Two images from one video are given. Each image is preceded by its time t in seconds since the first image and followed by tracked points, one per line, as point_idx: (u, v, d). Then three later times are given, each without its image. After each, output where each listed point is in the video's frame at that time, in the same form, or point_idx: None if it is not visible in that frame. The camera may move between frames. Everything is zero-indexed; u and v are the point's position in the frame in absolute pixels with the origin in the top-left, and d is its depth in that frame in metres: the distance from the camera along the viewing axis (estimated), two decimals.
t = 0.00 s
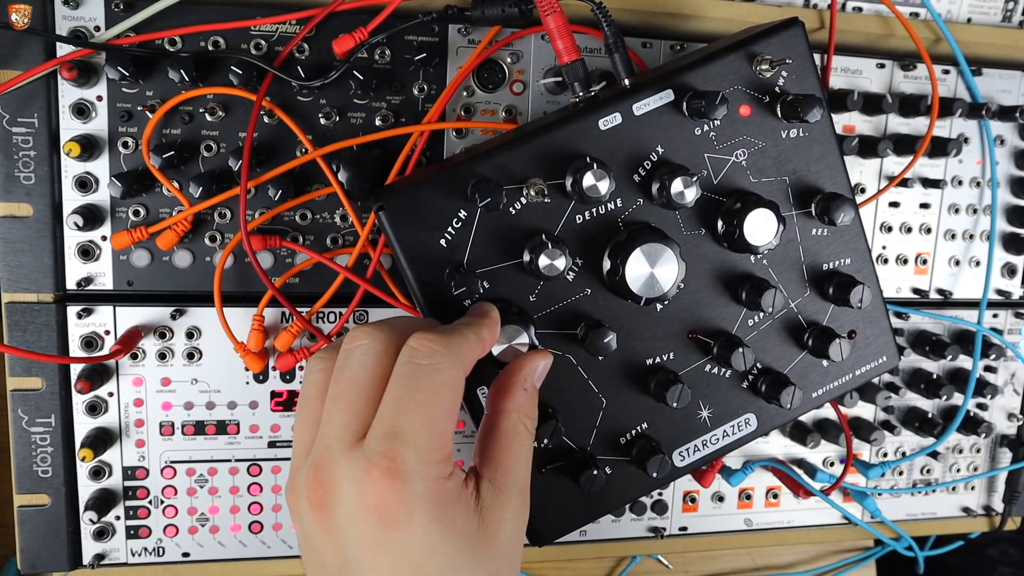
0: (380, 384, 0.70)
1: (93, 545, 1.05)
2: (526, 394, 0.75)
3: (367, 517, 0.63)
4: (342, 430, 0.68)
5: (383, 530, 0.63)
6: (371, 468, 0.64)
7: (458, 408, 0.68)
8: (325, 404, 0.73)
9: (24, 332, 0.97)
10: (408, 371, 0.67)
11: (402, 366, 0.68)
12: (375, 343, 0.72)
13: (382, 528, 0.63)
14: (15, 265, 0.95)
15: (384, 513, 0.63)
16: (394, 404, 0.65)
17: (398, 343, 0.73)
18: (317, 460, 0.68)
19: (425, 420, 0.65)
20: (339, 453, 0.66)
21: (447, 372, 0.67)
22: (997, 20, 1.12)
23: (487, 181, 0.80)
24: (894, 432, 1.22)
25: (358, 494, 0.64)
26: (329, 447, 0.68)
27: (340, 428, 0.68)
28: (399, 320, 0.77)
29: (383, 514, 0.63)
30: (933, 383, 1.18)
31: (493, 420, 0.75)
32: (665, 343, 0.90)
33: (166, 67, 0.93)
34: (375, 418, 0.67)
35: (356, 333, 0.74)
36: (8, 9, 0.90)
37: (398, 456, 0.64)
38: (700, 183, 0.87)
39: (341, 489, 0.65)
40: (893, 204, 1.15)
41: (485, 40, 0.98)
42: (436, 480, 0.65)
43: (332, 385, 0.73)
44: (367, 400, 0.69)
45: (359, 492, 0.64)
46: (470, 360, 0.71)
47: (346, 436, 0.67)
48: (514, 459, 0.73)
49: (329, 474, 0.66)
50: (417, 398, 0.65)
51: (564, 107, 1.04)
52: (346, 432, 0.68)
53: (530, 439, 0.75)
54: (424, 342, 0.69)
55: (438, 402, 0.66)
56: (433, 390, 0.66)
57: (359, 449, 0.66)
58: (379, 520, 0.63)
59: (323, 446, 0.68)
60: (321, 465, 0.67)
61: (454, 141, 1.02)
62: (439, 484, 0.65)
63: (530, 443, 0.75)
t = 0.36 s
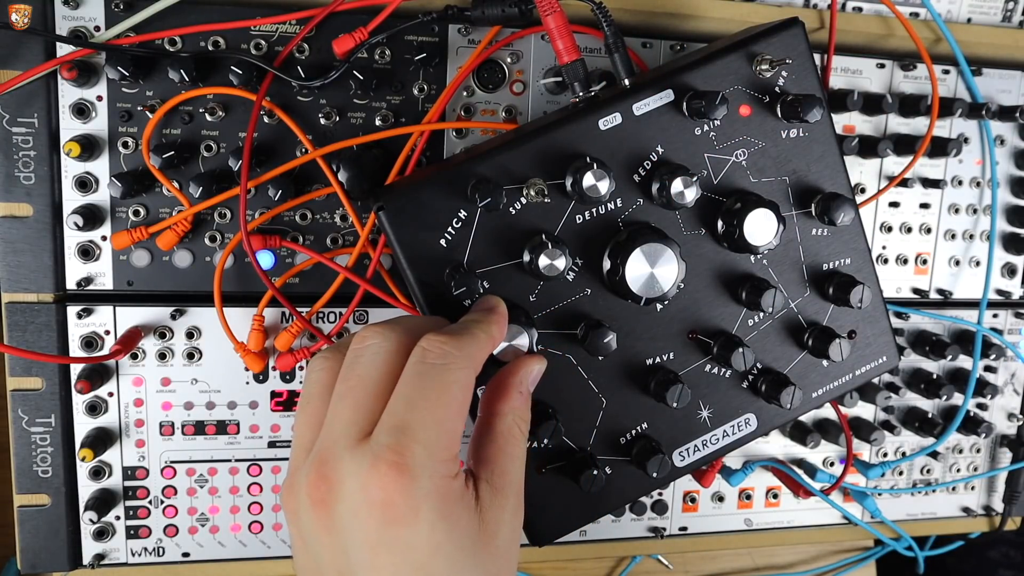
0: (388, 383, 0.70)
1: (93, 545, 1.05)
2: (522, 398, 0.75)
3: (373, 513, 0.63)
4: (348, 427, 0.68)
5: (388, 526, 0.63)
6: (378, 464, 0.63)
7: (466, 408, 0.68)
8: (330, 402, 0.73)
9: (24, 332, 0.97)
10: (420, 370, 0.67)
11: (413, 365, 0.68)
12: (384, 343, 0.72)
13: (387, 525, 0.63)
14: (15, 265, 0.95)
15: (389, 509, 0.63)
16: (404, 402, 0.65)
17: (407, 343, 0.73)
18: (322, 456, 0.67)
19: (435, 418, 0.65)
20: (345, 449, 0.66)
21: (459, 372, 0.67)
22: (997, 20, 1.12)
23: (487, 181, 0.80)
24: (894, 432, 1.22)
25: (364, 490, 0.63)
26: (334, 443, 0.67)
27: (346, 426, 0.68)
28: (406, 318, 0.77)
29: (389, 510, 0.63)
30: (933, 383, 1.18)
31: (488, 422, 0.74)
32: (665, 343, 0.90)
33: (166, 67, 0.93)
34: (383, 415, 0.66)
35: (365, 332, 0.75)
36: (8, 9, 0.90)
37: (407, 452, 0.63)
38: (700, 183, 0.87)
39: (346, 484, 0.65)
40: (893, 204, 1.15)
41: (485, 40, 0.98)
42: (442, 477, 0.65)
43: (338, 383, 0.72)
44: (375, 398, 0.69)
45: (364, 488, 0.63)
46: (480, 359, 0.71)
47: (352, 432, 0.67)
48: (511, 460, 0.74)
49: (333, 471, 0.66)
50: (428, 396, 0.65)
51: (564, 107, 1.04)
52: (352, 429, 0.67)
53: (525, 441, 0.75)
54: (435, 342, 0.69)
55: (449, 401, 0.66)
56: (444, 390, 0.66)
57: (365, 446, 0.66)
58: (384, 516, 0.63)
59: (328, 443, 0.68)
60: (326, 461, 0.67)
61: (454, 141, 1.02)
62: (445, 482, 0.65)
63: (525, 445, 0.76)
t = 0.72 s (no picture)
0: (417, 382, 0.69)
1: (93, 545, 1.05)
2: (524, 398, 0.75)
3: (406, 506, 0.60)
4: (376, 422, 0.65)
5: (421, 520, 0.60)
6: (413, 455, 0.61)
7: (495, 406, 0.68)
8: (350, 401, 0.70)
9: (24, 332, 0.97)
10: (452, 367, 0.67)
11: (445, 362, 0.68)
12: (412, 342, 0.71)
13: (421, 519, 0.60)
14: (15, 265, 0.95)
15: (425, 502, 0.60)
16: (440, 396, 0.65)
17: (432, 344, 0.73)
18: (347, 452, 0.64)
19: (471, 412, 0.65)
20: (373, 443, 0.63)
21: (490, 371, 0.68)
22: (997, 20, 1.12)
23: (487, 181, 0.80)
24: (894, 432, 1.22)
25: (398, 482, 0.61)
26: (362, 438, 0.64)
27: (374, 421, 0.66)
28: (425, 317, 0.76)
29: (424, 503, 0.60)
30: (933, 383, 1.18)
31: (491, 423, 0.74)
32: (665, 343, 0.90)
33: (166, 67, 0.93)
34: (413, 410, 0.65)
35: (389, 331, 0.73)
36: (8, 9, 0.90)
37: (444, 443, 0.62)
38: (700, 183, 0.87)
39: (375, 478, 0.61)
40: (893, 204, 1.15)
41: (485, 40, 0.98)
42: (476, 472, 0.63)
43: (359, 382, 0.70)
44: (401, 395, 0.68)
45: (399, 480, 0.60)
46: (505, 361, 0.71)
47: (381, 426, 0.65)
48: (521, 461, 0.73)
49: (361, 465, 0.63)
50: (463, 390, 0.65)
51: (564, 107, 1.04)
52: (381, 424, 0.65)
53: (528, 442, 0.75)
54: (466, 343, 0.70)
55: (482, 397, 0.66)
56: (477, 386, 0.66)
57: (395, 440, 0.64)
58: (417, 509, 0.60)
59: (354, 438, 0.65)
60: (353, 456, 0.63)
61: (454, 141, 1.02)
62: (477, 477, 0.64)
63: (528, 446, 0.76)
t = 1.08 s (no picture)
0: (498, 372, 0.61)
1: (93, 545, 1.05)
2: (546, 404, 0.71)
3: (518, 497, 0.51)
4: (462, 411, 0.56)
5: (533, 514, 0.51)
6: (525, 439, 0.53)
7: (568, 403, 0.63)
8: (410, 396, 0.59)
9: (24, 332, 0.97)
10: (528, 360, 0.62)
11: (520, 357, 0.62)
12: (479, 334, 0.64)
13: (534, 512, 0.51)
14: (15, 265, 0.95)
15: (540, 493, 0.52)
16: (528, 383, 0.59)
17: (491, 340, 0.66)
18: (435, 444, 0.53)
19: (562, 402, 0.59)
20: (470, 431, 0.53)
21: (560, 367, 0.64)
22: (997, 20, 1.12)
23: (487, 181, 0.80)
24: (894, 432, 1.22)
25: (510, 472, 0.51)
26: (455, 427, 0.54)
27: (463, 408, 0.56)
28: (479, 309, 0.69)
29: (537, 494, 0.51)
30: (933, 383, 1.18)
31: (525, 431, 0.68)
32: (665, 343, 0.90)
33: (166, 67, 0.93)
34: (501, 400, 0.57)
35: (446, 322, 0.65)
36: (8, 9, 0.90)
37: (551, 430, 0.55)
38: (699, 183, 0.87)
39: (483, 468, 0.51)
40: (893, 204, 1.15)
41: (485, 40, 0.98)
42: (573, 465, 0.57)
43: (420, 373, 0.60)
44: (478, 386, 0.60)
45: (512, 468, 0.51)
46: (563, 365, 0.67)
47: (467, 416, 0.55)
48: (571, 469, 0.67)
49: (458, 456, 0.52)
50: (551, 380, 0.60)
51: (564, 107, 1.04)
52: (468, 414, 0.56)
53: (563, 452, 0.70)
54: (532, 343, 0.65)
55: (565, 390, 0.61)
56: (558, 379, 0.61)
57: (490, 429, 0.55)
58: (530, 501, 0.51)
59: (443, 426, 0.54)
60: (445, 447, 0.52)
61: (454, 141, 1.02)
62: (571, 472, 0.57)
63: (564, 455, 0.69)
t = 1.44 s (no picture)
0: (571, 372, 0.63)
1: (93, 545, 1.05)
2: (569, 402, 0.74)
3: (610, 495, 0.55)
4: (558, 409, 0.56)
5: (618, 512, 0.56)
6: (619, 442, 0.56)
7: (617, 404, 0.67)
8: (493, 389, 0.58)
9: (24, 332, 0.97)
10: (597, 363, 0.64)
11: (591, 358, 0.65)
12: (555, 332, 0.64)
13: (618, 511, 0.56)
14: (15, 265, 0.95)
15: (626, 493, 0.56)
16: (604, 387, 0.62)
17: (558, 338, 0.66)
18: (540, 440, 0.53)
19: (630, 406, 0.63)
20: (570, 429, 0.55)
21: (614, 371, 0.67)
22: (996, 20, 1.12)
23: (487, 181, 0.80)
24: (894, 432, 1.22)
25: (610, 470, 0.54)
26: (553, 424, 0.55)
27: (557, 405, 0.56)
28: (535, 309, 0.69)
29: (622, 493, 0.56)
30: (933, 383, 1.18)
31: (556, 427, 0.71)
32: (665, 343, 0.90)
33: (166, 67, 0.93)
34: (584, 401, 0.60)
35: (517, 320, 0.65)
36: (8, 9, 0.90)
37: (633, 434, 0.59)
38: (699, 183, 0.87)
39: (586, 467, 0.53)
40: (893, 204, 1.15)
41: (485, 40, 0.98)
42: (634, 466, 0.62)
43: (508, 366, 0.58)
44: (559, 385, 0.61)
45: (612, 469, 0.54)
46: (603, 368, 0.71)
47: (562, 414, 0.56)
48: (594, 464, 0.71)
49: (564, 453, 0.53)
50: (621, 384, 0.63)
51: (564, 107, 1.04)
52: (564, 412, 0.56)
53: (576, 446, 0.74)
54: (589, 346, 0.68)
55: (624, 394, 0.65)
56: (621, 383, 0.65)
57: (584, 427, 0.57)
58: (616, 500, 0.56)
59: (542, 422, 0.55)
60: (551, 443, 0.53)
61: (454, 141, 1.02)
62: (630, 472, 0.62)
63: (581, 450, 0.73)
